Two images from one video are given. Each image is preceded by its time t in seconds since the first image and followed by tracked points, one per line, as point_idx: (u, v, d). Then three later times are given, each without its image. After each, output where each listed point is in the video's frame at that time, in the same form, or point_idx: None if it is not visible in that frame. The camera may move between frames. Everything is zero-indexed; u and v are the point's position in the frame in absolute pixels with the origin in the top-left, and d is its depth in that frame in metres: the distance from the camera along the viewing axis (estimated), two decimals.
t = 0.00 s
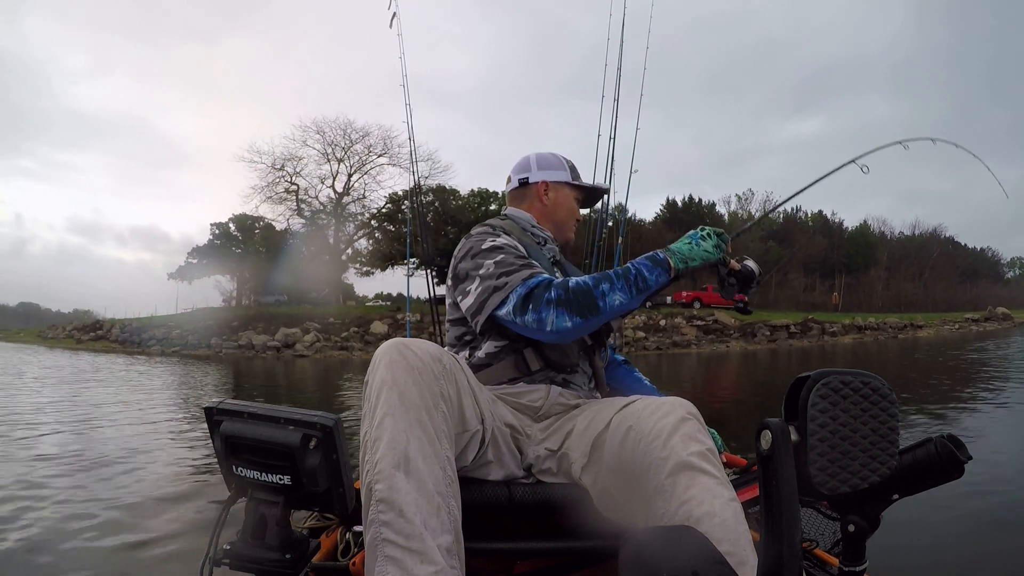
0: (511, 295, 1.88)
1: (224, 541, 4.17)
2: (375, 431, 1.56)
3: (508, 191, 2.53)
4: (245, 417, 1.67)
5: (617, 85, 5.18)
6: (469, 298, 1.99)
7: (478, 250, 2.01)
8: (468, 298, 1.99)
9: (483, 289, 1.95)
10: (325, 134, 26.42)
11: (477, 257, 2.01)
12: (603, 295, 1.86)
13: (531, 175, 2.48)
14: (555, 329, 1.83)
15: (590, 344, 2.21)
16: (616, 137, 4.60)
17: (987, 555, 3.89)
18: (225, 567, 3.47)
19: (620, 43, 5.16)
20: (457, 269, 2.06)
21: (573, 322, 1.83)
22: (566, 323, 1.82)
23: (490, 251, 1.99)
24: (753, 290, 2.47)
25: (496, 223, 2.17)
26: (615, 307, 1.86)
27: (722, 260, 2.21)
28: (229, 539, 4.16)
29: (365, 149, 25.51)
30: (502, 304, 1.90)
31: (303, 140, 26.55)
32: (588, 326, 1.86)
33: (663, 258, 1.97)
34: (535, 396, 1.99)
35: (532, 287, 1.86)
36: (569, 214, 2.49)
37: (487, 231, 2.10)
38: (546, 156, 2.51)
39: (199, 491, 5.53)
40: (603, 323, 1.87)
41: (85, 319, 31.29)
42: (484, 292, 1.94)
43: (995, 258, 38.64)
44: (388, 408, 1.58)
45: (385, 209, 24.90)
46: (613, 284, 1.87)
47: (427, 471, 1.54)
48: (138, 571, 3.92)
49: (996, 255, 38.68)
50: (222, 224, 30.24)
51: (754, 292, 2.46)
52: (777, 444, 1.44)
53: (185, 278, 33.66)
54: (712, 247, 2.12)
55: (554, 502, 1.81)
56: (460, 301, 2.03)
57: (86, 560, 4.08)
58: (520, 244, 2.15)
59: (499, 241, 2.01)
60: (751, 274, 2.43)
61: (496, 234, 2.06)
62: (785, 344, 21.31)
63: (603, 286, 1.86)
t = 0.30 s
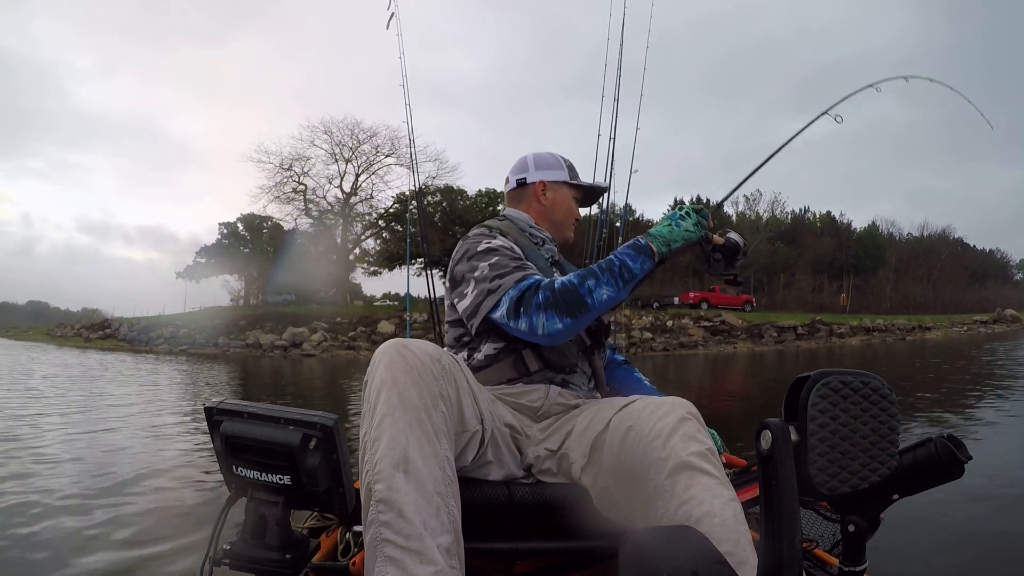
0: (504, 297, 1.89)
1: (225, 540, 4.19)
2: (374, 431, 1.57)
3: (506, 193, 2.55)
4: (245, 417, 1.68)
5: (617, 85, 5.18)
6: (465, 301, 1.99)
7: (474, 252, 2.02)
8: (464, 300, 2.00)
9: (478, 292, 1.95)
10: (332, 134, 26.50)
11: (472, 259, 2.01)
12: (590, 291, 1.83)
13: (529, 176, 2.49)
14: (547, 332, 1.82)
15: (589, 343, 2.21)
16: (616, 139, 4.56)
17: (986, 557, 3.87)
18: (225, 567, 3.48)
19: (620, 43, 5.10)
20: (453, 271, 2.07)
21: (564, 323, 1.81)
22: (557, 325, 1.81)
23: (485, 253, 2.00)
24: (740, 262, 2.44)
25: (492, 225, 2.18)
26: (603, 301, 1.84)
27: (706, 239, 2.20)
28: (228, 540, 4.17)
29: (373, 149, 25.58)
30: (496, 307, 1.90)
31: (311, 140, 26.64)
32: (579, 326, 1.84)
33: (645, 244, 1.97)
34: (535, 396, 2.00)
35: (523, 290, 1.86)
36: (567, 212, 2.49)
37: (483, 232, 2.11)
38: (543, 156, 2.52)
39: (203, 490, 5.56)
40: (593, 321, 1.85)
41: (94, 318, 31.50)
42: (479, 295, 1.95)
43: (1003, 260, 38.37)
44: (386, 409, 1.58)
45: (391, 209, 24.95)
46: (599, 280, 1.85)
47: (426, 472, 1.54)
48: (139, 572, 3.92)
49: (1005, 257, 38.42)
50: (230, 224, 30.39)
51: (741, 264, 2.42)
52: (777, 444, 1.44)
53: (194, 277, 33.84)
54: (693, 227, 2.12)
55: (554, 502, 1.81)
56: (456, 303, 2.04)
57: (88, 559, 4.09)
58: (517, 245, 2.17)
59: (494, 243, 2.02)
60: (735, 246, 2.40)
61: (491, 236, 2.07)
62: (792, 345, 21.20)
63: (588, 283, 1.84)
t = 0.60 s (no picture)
0: (494, 301, 1.90)
1: (224, 539, 4.20)
2: (371, 433, 1.58)
3: (504, 194, 2.56)
4: (244, 417, 1.69)
5: (618, 83, 5.17)
6: (460, 306, 2.01)
7: (467, 255, 2.02)
8: (460, 304, 2.01)
9: (471, 295, 1.97)
10: (340, 133, 26.57)
11: (466, 262, 2.02)
12: (572, 289, 1.81)
13: (527, 176, 2.50)
14: (534, 335, 1.82)
15: (587, 344, 2.21)
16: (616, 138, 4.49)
17: (984, 560, 3.87)
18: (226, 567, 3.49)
19: (622, 40, 5.07)
20: (449, 275, 2.08)
21: (549, 325, 1.80)
22: (542, 328, 1.80)
23: (478, 256, 2.01)
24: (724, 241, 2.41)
25: (487, 228, 2.20)
26: (586, 298, 1.81)
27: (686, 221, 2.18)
28: (228, 539, 4.19)
29: (381, 148, 25.63)
30: (486, 311, 1.92)
31: (319, 139, 26.72)
32: (565, 327, 1.82)
33: (622, 235, 1.95)
34: (533, 396, 2.00)
35: (511, 294, 1.86)
36: (565, 211, 2.49)
37: (477, 235, 2.11)
38: (541, 154, 2.52)
39: (207, 487, 5.58)
40: (578, 320, 1.83)
41: (102, 315, 31.67)
42: (472, 299, 1.96)
43: (1013, 264, 38.03)
44: (384, 410, 1.59)
45: (399, 209, 24.98)
46: (579, 277, 1.82)
47: (424, 473, 1.55)
48: (141, 570, 3.92)
49: (1015, 261, 38.07)
50: (238, 223, 30.52)
51: (724, 243, 2.40)
52: (777, 444, 1.44)
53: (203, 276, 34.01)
54: (669, 211, 2.10)
55: (554, 502, 1.82)
56: (451, 307, 2.05)
57: (92, 555, 4.10)
58: (512, 247, 2.19)
59: (487, 246, 2.02)
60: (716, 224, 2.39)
61: (485, 238, 2.08)
62: (799, 347, 21.08)
63: (569, 281, 1.81)
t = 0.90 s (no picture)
0: (485, 301, 1.90)
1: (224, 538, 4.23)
2: (370, 433, 1.59)
3: (502, 195, 2.57)
4: (244, 417, 1.71)
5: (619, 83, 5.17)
6: (454, 307, 2.02)
7: (463, 256, 2.04)
8: (454, 305, 2.02)
9: (465, 296, 1.97)
10: (348, 132, 26.62)
11: (462, 264, 2.03)
12: (560, 289, 1.80)
13: (523, 177, 2.51)
14: (520, 334, 1.82)
15: (585, 345, 2.21)
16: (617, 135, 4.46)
17: (986, 561, 3.87)
18: (226, 567, 3.50)
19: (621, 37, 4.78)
20: (445, 276, 2.09)
21: (536, 325, 1.80)
22: (529, 327, 1.80)
23: (473, 257, 2.02)
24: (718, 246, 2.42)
25: (484, 229, 2.22)
26: (575, 298, 1.80)
27: (678, 225, 2.15)
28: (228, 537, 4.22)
29: (389, 148, 25.67)
30: (478, 312, 1.93)
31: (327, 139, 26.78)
32: (553, 326, 1.82)
33: (613, 237, 1.92)
34: (532, 396, 2.01)
35: (500, 293, 1.86)
36: (563, 211, 2.50)
37: (474, 237, 2.13)
38: (538, 154, 2.52)
39: (211, 486, 5.62)
40: (566, 319, 1.82)
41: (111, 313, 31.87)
42: (465, 300, 1.97)
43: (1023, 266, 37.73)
44: (382, 411, 1.60)
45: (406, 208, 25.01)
46: (568, 277, 1.81)
47: (422, 473, 1.56)
48: (144, 568, 3.94)
49: None
50: (247, 222, 30.64)
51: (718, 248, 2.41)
52: (777, 444, 1.43)
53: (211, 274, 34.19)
54: (661, 214, 2.08)
55: (554, 502, 1.82)
56: (447, 308, 2.07)
57: (97, 553, 4.12)
58: (509, 248, 2.20)
59: (482, 247, 2.03)
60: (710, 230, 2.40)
61: (481, 240, 2.09)
62: (807, 349, 21.01)
63: (558, 281, 1.80)
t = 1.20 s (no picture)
0: (486, 305, 1.91)
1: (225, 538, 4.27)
2: (370, 433, 1.60)
3: (501, 194, 2.58)
4: (244, 418, 1.72)
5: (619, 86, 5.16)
6: (456, 308, 2.03)
7: (466, 258, 2.05)
8: (455, 306, 2.03)
9: (466, 298, 1.98)
10: (354, 134, 26.69)
11: (464, 265, 2.04)
12: (569, 305, 1.80)
13: (520, 176, 2.52)
14: (520, 342, 1.83)
15: (586, 347, 2.22)
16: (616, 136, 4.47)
17: (992, 558, 3.85)
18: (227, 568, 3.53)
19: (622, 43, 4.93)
20: (447, 276, 2.10)
21: (537, 335, 1.81)
22: (530, 336, 1.81)
23: (476, 259, 2.03)
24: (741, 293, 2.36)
25: (486, 230, 2.23)
26: (582, 316, 1.80)
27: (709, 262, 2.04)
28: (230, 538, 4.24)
29: (395, 149, 25.71)
30: (479, 316, 1.94)
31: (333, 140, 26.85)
32: (555, 339, 1.83)
33: (635, 264, 1.86)
34: (533, 395, 2.02)
35: (504, 298, 1.87)
36: (562, 208, 2.51)
37: (477, 238, 2.14)
38: (533, 153, 2.53)
39: (216, 486, 5.66)
40: (570, 334, 1.82)
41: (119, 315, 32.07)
42: (467, 302, 1.98)
43: None
44: (382, 411, 1.61)
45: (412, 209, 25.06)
46: (578, 295, 1.81)
47: (423, 474, 1.57)
48: (150, 570, 3.96)
49: None
50: (253, 224, 30.77)
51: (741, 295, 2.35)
52: (777, 444, 1.44)
53: (218, 275, 34.37)
54: (690, 249, 1.95)
55: (554, 502, 1.83)
56: (448, 308, 2.08)
57: (103, 555, 4.15)
58: (509, 249, 2.20)
59: (485, 249, 2.04)
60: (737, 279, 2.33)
61: (484, 241, 2.11)
62: (814, 348, 20.94)
63: (567, 297, 1.80)
